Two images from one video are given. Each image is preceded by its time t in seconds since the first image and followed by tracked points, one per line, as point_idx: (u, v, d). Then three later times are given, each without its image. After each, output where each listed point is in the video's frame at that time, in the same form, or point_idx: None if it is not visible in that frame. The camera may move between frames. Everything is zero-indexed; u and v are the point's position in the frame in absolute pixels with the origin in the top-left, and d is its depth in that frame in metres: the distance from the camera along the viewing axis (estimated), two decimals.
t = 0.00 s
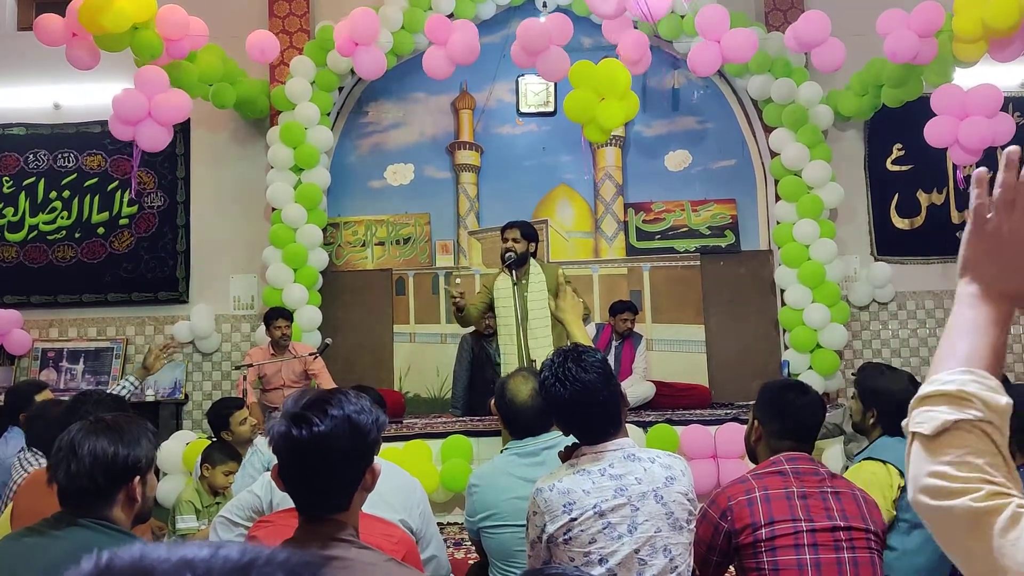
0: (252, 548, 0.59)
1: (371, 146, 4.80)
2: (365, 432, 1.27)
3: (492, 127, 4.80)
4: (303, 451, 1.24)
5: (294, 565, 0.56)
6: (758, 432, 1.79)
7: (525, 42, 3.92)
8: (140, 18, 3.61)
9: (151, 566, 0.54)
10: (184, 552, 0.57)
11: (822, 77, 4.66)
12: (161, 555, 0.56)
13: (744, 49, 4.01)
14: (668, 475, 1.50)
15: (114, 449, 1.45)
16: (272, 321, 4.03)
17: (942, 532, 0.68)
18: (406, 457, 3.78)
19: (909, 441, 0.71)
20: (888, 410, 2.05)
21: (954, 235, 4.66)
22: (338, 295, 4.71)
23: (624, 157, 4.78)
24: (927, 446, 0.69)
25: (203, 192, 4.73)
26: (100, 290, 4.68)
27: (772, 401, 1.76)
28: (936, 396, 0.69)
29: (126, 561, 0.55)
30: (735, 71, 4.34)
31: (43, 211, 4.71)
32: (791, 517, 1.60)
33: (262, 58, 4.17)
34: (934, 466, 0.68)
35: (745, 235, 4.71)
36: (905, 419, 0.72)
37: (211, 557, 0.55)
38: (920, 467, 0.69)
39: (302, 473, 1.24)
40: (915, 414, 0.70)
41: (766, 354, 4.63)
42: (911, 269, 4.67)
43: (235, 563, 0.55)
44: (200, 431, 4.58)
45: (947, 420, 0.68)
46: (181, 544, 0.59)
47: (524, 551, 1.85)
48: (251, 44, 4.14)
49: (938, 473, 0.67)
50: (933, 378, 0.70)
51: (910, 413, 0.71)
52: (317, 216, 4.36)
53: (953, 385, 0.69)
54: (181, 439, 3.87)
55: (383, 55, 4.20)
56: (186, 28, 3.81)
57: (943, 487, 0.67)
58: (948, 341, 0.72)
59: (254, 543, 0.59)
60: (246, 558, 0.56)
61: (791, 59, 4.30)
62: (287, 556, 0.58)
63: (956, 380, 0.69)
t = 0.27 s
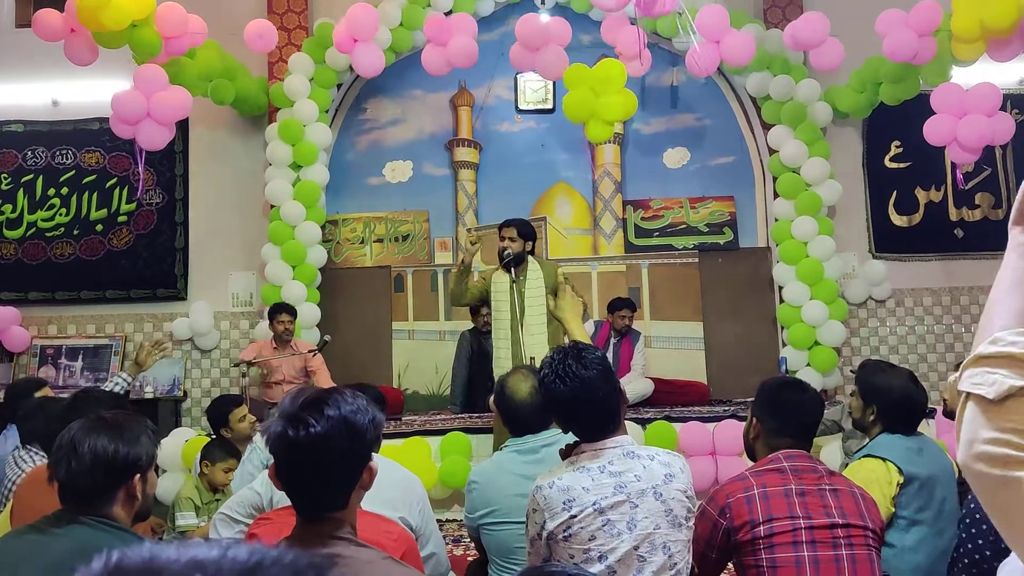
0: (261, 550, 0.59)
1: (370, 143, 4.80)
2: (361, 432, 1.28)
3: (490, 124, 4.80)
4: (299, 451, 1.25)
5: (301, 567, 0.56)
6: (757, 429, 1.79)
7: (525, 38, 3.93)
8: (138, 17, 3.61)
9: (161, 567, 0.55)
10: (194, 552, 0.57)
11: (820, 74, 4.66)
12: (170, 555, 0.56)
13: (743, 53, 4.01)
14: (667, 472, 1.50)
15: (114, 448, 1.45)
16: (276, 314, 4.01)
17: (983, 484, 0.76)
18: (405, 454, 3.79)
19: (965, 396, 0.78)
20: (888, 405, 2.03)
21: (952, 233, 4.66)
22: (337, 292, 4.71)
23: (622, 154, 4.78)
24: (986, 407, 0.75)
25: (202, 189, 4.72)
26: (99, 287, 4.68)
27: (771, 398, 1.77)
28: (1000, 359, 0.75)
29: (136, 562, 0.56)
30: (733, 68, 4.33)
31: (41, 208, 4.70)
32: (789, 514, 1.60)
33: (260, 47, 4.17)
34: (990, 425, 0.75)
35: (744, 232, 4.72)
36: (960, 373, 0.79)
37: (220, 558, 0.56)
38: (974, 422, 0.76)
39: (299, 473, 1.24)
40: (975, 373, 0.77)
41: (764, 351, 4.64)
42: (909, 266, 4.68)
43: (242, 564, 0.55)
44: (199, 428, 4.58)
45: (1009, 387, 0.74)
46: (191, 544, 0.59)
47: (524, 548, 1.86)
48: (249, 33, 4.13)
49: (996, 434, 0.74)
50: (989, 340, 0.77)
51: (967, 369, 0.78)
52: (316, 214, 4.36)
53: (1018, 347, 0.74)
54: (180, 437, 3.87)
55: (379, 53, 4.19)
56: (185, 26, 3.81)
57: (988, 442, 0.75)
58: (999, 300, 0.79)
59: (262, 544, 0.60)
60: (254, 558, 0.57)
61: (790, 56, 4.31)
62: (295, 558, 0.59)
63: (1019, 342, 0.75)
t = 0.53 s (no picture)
0: (267, 532, 0.63)
1: (367, 138, 4.79)
2: (357, 425, 1.27)
3: (488, 119, 4.80)
4: (295, 446, 1.25)
5: (308, 550, 0.62)
6: (753, 423, 1.80)
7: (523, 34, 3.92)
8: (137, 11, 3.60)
9: (171, 547, 0.60)
10: (201, 532, 0.62)
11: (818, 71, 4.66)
12: (179, 535, 0.62)
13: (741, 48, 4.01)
14: (664, 466, 1.51)
15: (114, 440, 1.45)
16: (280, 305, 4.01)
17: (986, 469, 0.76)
18: (402, 449, 3.79)
19: (973, 382, 0.78)
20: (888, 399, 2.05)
21: (947, 229, 4.68)
22: (334, 287, 4.71)
23: (620, 150, 4.78)
24: (993, 395, 0.76)
25: (199, 183, 4.72)
26: (96, 281, 4.67)
27: (766, 391, 1.78)
28: (1011, 347, 0.75)
29: (148, 540, 0.61)
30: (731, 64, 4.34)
31: (38, 201, 4.69)
32: (786, 507, 1.61)
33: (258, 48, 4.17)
34: (997, 411, 0.75)
35: (741, 228, 4.72)
36: (969, 358, 0.80)
37: (227, 538, 0.61)
38: (982, 408, 0.77)
39: (295, 467, 1.24)
40: (984, 359, 0.77)
41: (761, 347, 4.65)
42: (905, 263, 4.69)
43: (249, 544, 0.61)
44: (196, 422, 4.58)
45: (1017, 375, 0.74)
46: (198, 526, 0.65)
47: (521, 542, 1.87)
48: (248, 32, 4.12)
49: (1001, 423, 0.75)
50: (999, 326, 0.77)
51: (976, 355, 0.78)
52: (314, 208, 4.36)
53: None
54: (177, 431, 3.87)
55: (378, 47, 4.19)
56: (183, 20, 3.80)
57: (993, 427, 0.75)
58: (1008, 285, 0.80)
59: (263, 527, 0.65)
60: (259, 539, 0.62)
61: (788, 52, 4.31)
62: (300, 540, 0.64)
63: None
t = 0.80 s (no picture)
0: (279, 530, 0.64)
1: (367, 136, 4.80)
2: (361, 421, 1.29)
3: (487, 118, 4.80)
4: (299, 443, 1.26)
5: (318, 547, 0.62)
6: (751, 413, 1.78)
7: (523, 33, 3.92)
8: (138, 9, 3.61)
9: (182, 549, 0.60)
10: (212, 532, 0.63)
11: (817, 71, 4.67)
12: (191, 536, 0.62)
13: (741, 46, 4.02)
14: (663, 465, 1.53)
15: (120, 438, 1.46)
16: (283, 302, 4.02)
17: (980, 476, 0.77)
18: (402, 447, 3.81)
19: (958, 391, 0.79)
20: (897, 394, 2.11)
21: (945, 229, 4.69)
22: (333, 285, 4.72)
23: (619, 149, 4.79)
24: (981, 403, 0.76)
25: (199, 181, 4.72)
26: (95, 278, 4.68)
27: (763, 381, 1.75)
28: (995, 354, 0.76)
29: (160, 541, 0.61)
30: (731, 64, 4.35)
31: (38, 198, 4.70)
32: (784, 505, 1.62)
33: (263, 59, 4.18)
34: (986, 418, 0.76)
35: (739, 227, 4.74)
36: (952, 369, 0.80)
37: (238, 537, 0.61)
38: (970, 416, 0.77)
39: (300, 463, 1.26)
40: (968, 367, 0.78)
41: (758, 346, 4.66)
42: (903, 263, 4.71)
43: (261, 543, 0.61)
44: (196, 419, 4.59)
45: (1004, 381, 0.75)
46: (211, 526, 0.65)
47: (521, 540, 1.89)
48: (251, 42, 4.13)
49: (991, 429, 0.75)
50: (983, 336, 0.78)
51: (959, 365, 0.79)
52: (313, 206, 4.36)
53: (1011, 343, 0.76)
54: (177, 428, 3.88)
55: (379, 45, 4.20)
56: (184, 17, 3.81)
57: (981, 433, 0.76)
58: (983, 295, 0.81)
59: (279, 524, 0.65)
60: (272, 537, 0.62)
61: (787, 52, 4.31)
62: (311, 536, 0.64)
63: (1012, 338, 0.76)
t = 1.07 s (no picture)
0: (233, 526, 0.66)
1: (365, 135, 4.81)
2: (353, 421, 1.30)
3: (486, 118, 4.81)
4: (291, 444, 1.26)
5: (273, 539, 0.65)
6: (745, 409, 1.79)
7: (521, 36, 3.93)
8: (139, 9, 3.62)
9: (140, 554, 0.60)
10: (166, 534, 0.63)
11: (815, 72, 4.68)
12: (144, 540, 0.62)
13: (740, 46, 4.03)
14: (659, 469, 1.54)
15: (121, 439, 1.46)
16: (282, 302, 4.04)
17: (980, 494, 0.74)
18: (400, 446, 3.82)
19: (945, 409, 0.77)
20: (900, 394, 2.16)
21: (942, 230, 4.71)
22: (331, 284, 4.72)
23: (617, 150, 4.80)
24: (972, 415, 0.75)
25: (197, 179, 4.73)
26: (93, 276, 4.68)
27: (755, 378, 1.75)
28: (981, 366, 0.76)
29: (114, 549, 0.61)
30: (729, 65, 4.35)
31: (36, 196, 4.70)
32: (785, 512, 1.62)
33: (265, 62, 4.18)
34: (982, 431, 0.74)
35: (736, 228, 4.75)
36: (936, 387, 0.78)
37: (193, 536, 0.63)
38: (962, 432, 0.75)
39: (293, 463, 1.26)
40: (955, 382, 0.76)
41: (755, 347, 4.67)
42: (900, 264, 4.72)
43: (216, 541, 0.63)
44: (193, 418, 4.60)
45: (995, 390, 0.74)
46: (160, 527, 0.65)
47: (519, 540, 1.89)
48: (252, 41, 4.13)
49: (984, 438, 0.73)
50: (964, 352, 0.78)
51: (945, 380, 0.77)
52: (312, 205, 4.37)
53: (994, 356, 0.76)
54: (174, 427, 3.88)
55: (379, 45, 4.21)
56: (183, 16, 3.81)
57: (977, 444, 0.74)
58: (954, 314, 0.81)
59: (228, 520, 0.67)
60: (226, 533, 0.64)
61: (785, 53, 4.32)
62: (264, 527, 0.67)
63: (994, 352, 0.76)
